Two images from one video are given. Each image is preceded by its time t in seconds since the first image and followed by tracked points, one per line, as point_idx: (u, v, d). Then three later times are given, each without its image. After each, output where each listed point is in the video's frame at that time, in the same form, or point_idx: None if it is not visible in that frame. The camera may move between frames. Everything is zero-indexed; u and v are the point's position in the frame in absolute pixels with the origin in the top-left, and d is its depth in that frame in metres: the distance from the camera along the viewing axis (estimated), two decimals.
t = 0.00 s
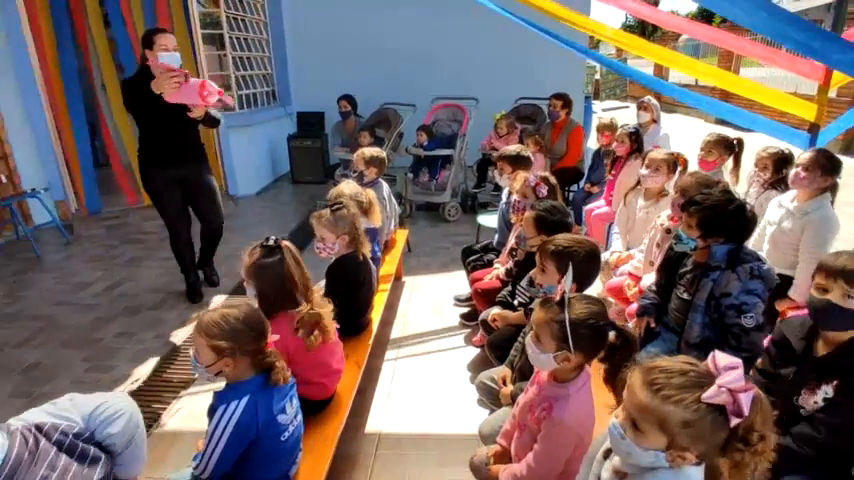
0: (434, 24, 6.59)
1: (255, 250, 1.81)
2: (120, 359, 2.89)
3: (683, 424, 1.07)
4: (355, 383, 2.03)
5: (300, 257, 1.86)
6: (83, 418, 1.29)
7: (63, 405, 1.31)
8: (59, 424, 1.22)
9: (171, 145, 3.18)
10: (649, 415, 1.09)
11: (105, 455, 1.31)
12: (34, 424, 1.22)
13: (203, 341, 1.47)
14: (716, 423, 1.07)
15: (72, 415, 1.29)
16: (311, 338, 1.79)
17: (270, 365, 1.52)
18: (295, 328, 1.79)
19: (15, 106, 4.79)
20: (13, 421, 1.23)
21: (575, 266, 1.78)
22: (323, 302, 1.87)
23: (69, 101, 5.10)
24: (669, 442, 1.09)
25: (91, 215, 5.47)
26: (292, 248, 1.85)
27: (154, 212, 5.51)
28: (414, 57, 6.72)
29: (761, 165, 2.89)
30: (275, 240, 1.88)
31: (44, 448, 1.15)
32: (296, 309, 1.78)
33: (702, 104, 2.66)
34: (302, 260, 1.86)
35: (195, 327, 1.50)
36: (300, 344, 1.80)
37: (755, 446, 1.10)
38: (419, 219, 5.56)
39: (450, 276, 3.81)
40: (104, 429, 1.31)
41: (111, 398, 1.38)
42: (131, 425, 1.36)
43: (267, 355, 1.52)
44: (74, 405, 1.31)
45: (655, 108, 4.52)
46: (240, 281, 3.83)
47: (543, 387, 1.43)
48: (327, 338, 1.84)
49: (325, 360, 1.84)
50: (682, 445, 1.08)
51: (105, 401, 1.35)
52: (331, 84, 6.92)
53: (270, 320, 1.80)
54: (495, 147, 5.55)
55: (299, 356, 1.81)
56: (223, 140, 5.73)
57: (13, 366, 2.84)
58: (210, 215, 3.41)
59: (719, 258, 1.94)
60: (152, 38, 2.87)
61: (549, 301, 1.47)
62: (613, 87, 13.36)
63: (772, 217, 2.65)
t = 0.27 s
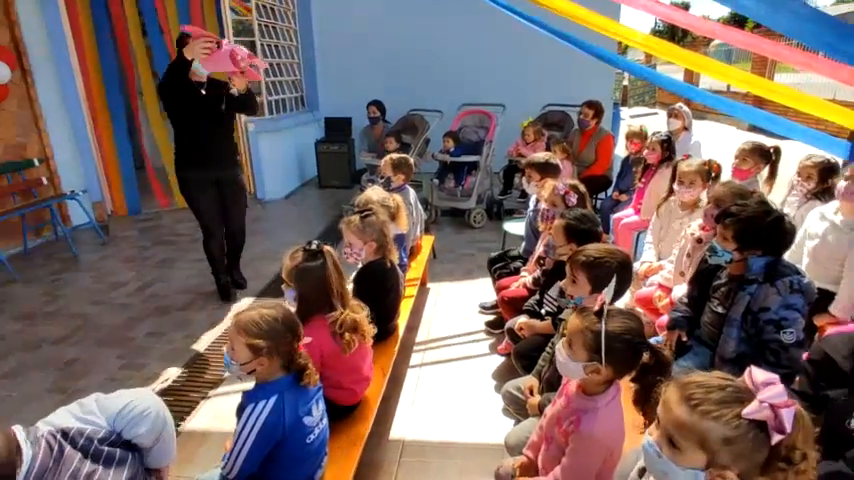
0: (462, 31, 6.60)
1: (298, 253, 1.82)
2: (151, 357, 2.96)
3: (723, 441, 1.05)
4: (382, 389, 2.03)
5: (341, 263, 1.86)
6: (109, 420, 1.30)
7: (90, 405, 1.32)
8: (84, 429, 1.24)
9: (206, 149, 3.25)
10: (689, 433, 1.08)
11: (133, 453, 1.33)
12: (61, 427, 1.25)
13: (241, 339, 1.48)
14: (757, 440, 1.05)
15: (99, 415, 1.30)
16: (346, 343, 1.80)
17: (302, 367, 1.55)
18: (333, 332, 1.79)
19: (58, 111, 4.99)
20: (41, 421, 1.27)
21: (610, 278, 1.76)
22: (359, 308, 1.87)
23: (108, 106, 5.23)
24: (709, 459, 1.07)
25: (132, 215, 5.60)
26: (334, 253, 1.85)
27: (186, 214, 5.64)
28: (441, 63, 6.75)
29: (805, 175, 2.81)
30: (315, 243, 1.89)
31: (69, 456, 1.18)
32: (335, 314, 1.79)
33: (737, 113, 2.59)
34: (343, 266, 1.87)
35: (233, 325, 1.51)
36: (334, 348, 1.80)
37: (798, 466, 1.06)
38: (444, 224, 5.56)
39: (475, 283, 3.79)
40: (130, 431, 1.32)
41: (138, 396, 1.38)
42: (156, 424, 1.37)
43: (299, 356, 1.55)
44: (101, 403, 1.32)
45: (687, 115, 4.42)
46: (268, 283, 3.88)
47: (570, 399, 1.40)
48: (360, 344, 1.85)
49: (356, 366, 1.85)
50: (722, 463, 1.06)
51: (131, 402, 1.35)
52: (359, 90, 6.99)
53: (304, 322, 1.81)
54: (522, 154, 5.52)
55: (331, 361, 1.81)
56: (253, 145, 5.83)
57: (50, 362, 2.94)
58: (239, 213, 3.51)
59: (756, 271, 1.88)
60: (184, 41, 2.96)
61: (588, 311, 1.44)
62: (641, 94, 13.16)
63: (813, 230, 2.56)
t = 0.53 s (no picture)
0: (490, 37, 6.59)
1: (336, 260, 1.82)
2: (181, 357, 3.02)
3: (763, 464, 1.02)
4: (408, 395, 2.03)
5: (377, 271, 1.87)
6: (140, 424, 1.32)
7: (124, 407, 1.34)
8: (117, 434, 1.27)
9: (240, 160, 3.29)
10: (727, 453, 1.06)
11: (166, 454, 1.36)
12: (95, 430, 1.29)
13: (275, 338, 1.49)
14: (801, 465, 1.01)
15: (131, 419, 1.32)
16: (378, 349, 1.81)
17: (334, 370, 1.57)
18: (367, 337, 1.81)
19: (96, 117, 5.18)
20: (77, 422, 1.31)
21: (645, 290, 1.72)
22: (392, 316, 1.88)
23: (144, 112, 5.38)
24: None
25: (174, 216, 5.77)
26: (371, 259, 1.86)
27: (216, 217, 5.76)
28: (469, 69, 6.75)
29: None
30: (352, 249, 1.90)
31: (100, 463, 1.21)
32: (371, 321, 1.81)
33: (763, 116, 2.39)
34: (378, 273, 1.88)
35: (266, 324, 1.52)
36: (365, 353, 1.82)
37: None
38: (469, 231, 5.55)
39: (500, 290, 3.77)
40: (163, 434, 1.34)
41: (171, 399, 1.39)
42: (189, 426, 1.39)
43: (329, 358, 1.58)
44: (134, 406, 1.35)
45: (719, 122, 4.31)
46: (294, 286, 3.93)
47: (600, 412, 1.39)
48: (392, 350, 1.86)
49: (387, 372, 1.85)
50: None
51: (163, 405, 1.37)
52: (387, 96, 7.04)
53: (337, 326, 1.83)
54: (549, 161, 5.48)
55: (363, 366, 1.83)
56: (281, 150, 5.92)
57: (85, 360, 3.02)
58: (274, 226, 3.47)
59: (796, 284, 1.81)
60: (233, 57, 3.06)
61: (621, 323, 1.41)
62: (671, 100, 12.93)
63: None
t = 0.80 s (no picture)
0: (517, 42, 6.57)
1: (370, 268, 1.85)
2: (209, 357, 3.07)
3: None
4: (433, 402, 2.02)
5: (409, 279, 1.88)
6: (174, 432, 1.30)
7: (160, 413, 1.33)
8: (152, 441, 1.26)
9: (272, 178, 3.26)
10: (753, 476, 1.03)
11: (203, 459, 1.35)
12: (133, 436, 1.28)
13: (321, 341, 1.51)
14: None
15: (166, 426, 1.31)
16: (405, 356, 1.80)
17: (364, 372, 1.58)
18: (395, 343, 1.80)
19: (132, 121, 5.31)
20: (115, 427, 1.31)
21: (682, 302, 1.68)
22: (422, 324, 1.88)
23: (179, 117, 5.56)
24: None
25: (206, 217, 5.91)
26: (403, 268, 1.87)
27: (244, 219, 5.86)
28: (496, 74, 6.73)
29: None
30: (385, 257, 1.92)
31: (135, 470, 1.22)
32: (401, 329, 1.81)
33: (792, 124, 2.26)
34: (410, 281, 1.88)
35: (306, 328, 1.53)
36: (393, 359, 1.82)
37: None
38: (495, 237, 5.51)
39: (526, 297, 3.73)
40: (199, 441, 1.32)
41: (207, 406, 1.36)
42: (225, 433, 1.36)
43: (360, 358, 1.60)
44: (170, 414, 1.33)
45: (754, 128, 4.17)
46: (320, 289, 3.96)
47: (632, 424, 1.37)
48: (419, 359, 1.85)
49: (412, 378, 1.85)
50: None
51: (199, 413, 1.34)
52: (413, 101, 7.08)
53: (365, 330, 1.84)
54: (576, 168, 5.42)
55: (390, 371, 1.83)
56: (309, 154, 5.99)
57: (116, 357, 3.10)
58: (302, 241, 3.41)
59: (839, 299, 1.74)
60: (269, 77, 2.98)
61: (653, 335, 1.38)
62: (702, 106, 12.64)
63: None
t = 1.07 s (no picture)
0: (547, 46, 6.52)
1: (398, 275, 1.84)
2: (238, 357, 3.11)
3: None
4: (461, 410, 2.00)
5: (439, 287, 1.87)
6: (206, 435, 1.35)
7: (193, 419, 1.37)
8: (185, 445, 1.29)
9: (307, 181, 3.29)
10: None
11: (234, 463, 1.38)
12: (166, 441, 1.31)
13: (368, 338, 1.52)
14: None
15: (198, 430, 1.36)
16: (437, 361, 1.80)
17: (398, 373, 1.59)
18: (426, 350, 1.80)
19: (167, 123, 5.45)
20: (147, 432, 1.34)
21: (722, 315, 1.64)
22: (452, 331, 1.88)
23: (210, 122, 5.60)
24: None
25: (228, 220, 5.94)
26: (433, 275, 1.87)
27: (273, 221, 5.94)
28: (525, 78, 6.69)
29: None
30: (415, 264, 1.91)
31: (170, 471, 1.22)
32: (431, 336, 1.80)
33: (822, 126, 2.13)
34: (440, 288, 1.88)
35: (350, 325, 1.53)
36: (423, 364, 1.81)
37: None
38: (522, 242, 5.46)
39: (554, 304, 3.68)
40: (231, 444, 1.37)
41: (236, 409, 1.42)
42: (255, 437, 1.41)
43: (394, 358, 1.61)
44: (202, 418, 1.38)
45: (795, 134, 4.02)
46: (348, 292, 3.99)
47: (670, 439, 1.34)
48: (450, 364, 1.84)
49: (442, 384, 1.84)
50: None
51: (229, 417, 1.39)
52: (441, 104, 7.09)
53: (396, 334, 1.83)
54: (607, 173, 5.32)
55: (419, 376, 1.82)
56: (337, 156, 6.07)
57: (149, 354, 3.17)
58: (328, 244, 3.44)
59: None
60: (309, 82, 3.03)
61: (687, 347, 1.36)
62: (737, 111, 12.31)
63: None
